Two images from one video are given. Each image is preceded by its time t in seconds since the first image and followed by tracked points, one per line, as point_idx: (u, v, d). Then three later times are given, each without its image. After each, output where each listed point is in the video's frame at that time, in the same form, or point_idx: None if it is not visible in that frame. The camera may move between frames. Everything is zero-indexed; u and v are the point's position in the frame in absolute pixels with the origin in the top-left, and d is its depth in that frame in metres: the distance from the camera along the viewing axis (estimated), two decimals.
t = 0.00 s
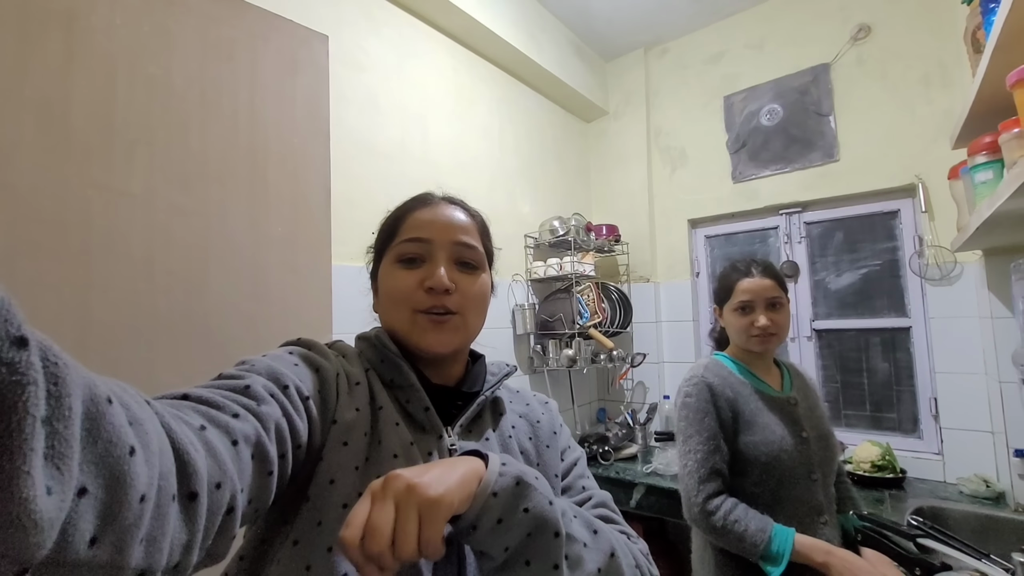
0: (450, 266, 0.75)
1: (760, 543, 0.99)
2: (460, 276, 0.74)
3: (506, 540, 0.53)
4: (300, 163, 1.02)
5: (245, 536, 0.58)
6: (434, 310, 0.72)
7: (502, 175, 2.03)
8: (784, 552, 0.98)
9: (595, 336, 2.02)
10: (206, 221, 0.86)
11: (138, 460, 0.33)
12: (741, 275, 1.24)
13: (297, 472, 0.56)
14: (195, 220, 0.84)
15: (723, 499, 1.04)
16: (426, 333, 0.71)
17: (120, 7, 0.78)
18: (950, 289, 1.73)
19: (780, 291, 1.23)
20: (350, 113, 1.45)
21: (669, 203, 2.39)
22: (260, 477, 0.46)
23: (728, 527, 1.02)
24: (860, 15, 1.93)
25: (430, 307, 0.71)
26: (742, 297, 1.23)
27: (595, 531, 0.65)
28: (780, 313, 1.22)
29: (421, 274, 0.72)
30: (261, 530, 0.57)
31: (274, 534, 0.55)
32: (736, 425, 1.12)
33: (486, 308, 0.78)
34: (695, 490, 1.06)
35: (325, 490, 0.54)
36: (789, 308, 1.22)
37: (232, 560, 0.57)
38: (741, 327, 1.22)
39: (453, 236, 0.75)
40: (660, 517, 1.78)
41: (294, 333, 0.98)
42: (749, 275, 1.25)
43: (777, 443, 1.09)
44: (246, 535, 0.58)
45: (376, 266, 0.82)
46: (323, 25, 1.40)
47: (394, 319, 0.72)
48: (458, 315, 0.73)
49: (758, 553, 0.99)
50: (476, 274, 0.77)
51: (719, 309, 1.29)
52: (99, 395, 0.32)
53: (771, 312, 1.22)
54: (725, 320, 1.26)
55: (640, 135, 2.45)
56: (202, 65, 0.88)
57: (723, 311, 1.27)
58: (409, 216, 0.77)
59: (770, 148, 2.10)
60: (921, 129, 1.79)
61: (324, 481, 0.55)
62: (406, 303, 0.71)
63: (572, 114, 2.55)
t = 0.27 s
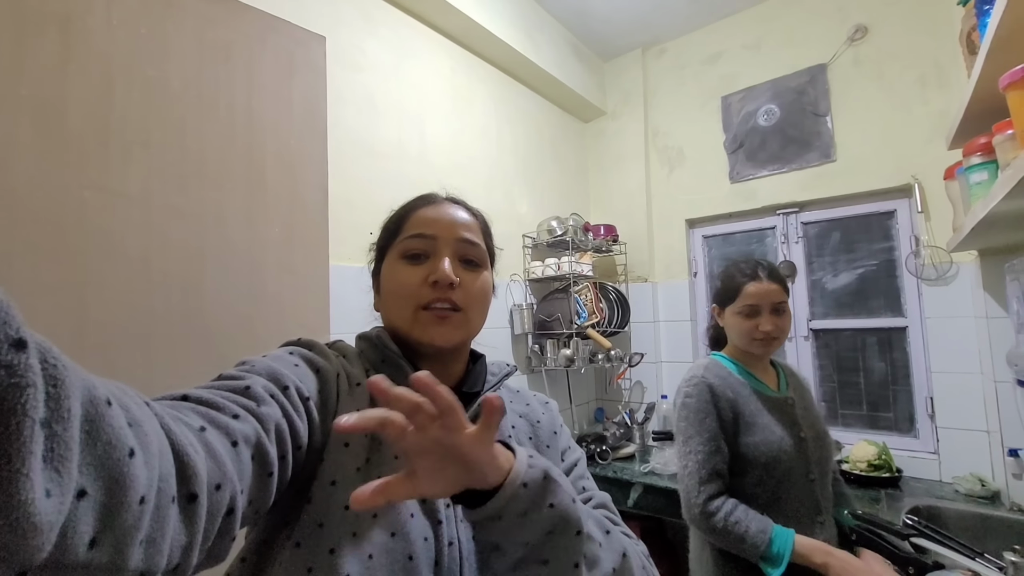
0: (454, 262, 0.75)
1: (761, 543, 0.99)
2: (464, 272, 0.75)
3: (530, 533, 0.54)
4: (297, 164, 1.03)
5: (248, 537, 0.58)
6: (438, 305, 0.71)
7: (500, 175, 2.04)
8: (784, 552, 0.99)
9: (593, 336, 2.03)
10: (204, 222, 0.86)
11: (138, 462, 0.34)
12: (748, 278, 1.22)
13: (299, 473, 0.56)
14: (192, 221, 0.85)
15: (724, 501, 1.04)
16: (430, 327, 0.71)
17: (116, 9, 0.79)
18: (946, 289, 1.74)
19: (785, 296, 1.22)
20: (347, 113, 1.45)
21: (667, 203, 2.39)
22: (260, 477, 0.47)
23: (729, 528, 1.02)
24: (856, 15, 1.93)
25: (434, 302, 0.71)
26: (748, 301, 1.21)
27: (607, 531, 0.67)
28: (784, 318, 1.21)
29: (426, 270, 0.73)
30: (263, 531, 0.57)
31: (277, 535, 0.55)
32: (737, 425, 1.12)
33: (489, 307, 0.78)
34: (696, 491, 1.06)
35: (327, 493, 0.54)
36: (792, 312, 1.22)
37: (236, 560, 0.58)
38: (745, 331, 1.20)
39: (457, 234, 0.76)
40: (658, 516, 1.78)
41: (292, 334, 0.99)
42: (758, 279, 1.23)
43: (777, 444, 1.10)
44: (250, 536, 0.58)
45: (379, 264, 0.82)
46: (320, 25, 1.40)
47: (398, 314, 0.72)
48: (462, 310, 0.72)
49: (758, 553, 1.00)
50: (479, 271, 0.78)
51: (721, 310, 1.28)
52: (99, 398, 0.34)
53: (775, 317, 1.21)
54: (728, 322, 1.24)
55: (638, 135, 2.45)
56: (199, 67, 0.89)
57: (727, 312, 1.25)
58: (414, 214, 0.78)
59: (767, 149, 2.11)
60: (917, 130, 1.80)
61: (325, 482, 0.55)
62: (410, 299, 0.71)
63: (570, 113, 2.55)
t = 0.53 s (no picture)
0: (456, 266, 0.75)
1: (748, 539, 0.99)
2: (466, 275, 0.75)
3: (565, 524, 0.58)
4: (294, 164, 1.03)
5: (251, 534, 0.59)
6: (440, 311, 0.72)
7: (499, 175, 2.04)
8: (771, 547, 0.99)
9: (592, 336, 2.03)
10: (200, 222, 0.86)
11: (138, 461, 0.33)
12: (784, 300, 1.13)
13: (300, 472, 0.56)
14: (189, 222, 0.84)
15: (712, 497, 1.05)
16: (430, 333, 0.71)
17: (113, 9, 0.78)
18: (944, 288, 1.74)
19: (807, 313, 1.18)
20: (345, 113, 1.45)
21: (666, 202, 2.39)
22: (260, 477, 0.46)
23: (716, 523, 1.02)
24: (854, 15, 1.94)
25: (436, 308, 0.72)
26: (777, 323, 1.14)
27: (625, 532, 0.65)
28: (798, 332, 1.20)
29: (428, 274, 0.73)
30: (266, 530, 0.58)
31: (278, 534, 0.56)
32: (730, 423, 1.13)
33: (490, 309, 0.78)
34: (685, 488, 1.07)
35: (327, 491, 0.55)
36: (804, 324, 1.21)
37: (239, 560, 0.58)
38: (764, 348, 1.17)
39: (460, 236, 0.76)
40: (657, 516, 1.79)
41: (290, 334, 0.99)
42: (792, 303, 1.13)
43: (771, 441, 1.10)
44: (253, 533, 0.58)
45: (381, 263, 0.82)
46: (318, 25, 1.40)
47: (398, 317, 0.72)
48: (463, 316, 0.73)
49: (746, 549, 1.00)
50: (481, 274, 0.78)
51: (737, 319, 1.20)
52: (98, 396, 0.32)
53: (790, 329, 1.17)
54: (747, 338, 1.18)
55: (636, 134, 2.45)
56: (196, 68, 0.88)
57: (747, 329, 1.18)
58: (417, 214, 0.78)
59: (765, 148, 2.11)
60: (915, 129, 1.80)
61: (325, 481, 0.55)
62: (411, 302, 0.71)
63: (568, 114, 2.55)
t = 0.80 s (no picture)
0: (455, 267, 0.74)
1: (737, 537, 0.99)
2: (465, 277, 0.74)
3: (548, 526, 0.63)
4: (289, 161, 1.02)
5: (248, 530, 0.58)
6: (439, 313, 0.71)
7: (496, 174, 2.03)
8: (760, 547, 0.98)
9: (590, 334, 2.02)
10: (195, 219, 0.85)
11: (135, 455, 0.33)
12: (786, 298, 1.13)
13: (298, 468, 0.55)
14: (184, 219, 0.84)
15: (704, 494, 1.04)
16: (429, 336, 0.71)
17: (106, 4, 0.78)
18: (942, 286, 1.74)
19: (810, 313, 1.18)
20: (341, 110, 1.44)
21: (664, 201, 2.39)
22: (259, 473, 0.46)
23: (706, 521, 1.02)
24: (852, 13, 1.94)
25: (435, 310, 0.71)
26: (780, 321, 1.15)
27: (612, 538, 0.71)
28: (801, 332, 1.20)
29: (426, 275, 0.72)
30: (262, 525, 0.57)
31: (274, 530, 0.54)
32: (730, 421, 1.12)
33: (490, 310, 0.77)
34: (678, 485, 1.06)
35: (327, 488, 0.54)
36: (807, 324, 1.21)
37: (235, 555, 0.57)
38: (765, 346, 1.17)
39: (459, 237, 0.75)
40: (655, 514, 1.78)
41: (286, 331, 0.98)
42: (796, 301, 1.14)
43: (771, 439, 1.10)
44: (250, 529, 0.57)
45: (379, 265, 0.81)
46: (314, 21, 1.39)
47: (397, 319, 0.72)
48: (463, 319, 0.72)
49: (735, 547, 1.00)
50: (480, 274, 0.77)
51: (739, 317, 1.20)
52: (96, 390, 0.32)
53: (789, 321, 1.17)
54: (750, 337, 1.18)
55: (634, 133, 2.45)
56: (190, 63, 0.88)
57: (750, 327, 1.17)
58: (414, 215, 0.77)
59: (763, 147, 2.11)
60: (913, 127, 1.80)
61: (324, 477, 0.54)
62: (410, 305, 0.71)
63: (566, 112, 2.55)
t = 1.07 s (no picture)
0: (452, 264, 0.73)
1: (741, 538, 0.98)
2: (463, 273, 0.73)
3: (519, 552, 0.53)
4: (285, 160, 1.01)
5: (246, 531, 0.56)
6: (439, 310, 0.70)
7: (494, 172, 2.02)
8: (763, 548, 0.98)
9: (588, 334, 2.01)
10: (188, 218, 0.84)
11: (136, 456, 0.33)
12: (786, 296, 1.12)
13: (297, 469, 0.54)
14: (178, 218, 0.83)
15: (707, 495, 1.03)
16: (428, 333, 0.70)
17: None
18: (941, 284, 1.73)
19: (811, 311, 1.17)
20: (337, 109, 1.43)
21: (662, 200, 2.38)
22: (259, 474, 0.45)
23: (709, 522, 1.01)
24: (850, 11, 1.93)
25: (433, 307, 0.70)
26: (780, 320, 1.14)
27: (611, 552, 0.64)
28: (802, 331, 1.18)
29: (423, 273, 0.71)
30: (262, 525, 0.56)
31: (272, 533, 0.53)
32: (732, 421, 1.11)
33: (488, 307, 0.76)
34: (680, 485, 1.05)
35: (326, 487, 0.53)
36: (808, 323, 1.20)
37: (236, 555, 0.56)
38: (766, 345, 1.16)
39: (455, 234, 0.74)
40: (655, 515, 1.77)
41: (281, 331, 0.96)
42: (796, 299, 1.13)
43: (774, 439, 1.09)
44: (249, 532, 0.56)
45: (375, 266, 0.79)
46: (310, 18, 1.38)
47: (395, 318, 0.70)
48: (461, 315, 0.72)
49: (738, 548, 0.99)
50: (478, 271, 0.76)
51: (739, 315, 1.19)
52: (95, 391, 0.32)
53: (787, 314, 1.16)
54: (752, 336, 1.16)
55: (633, 131, 2.44)
56: (182, 60, 0.86)
57: (752, 325, 1.16)
58: (409, 214, 0.75)
59: (762, 145, 2.10)
60: (912, 125, 1.80)
61: (324, 477, 0.53)
62: (407, 303, 0.70)
63: (564, 111, 2.54)
